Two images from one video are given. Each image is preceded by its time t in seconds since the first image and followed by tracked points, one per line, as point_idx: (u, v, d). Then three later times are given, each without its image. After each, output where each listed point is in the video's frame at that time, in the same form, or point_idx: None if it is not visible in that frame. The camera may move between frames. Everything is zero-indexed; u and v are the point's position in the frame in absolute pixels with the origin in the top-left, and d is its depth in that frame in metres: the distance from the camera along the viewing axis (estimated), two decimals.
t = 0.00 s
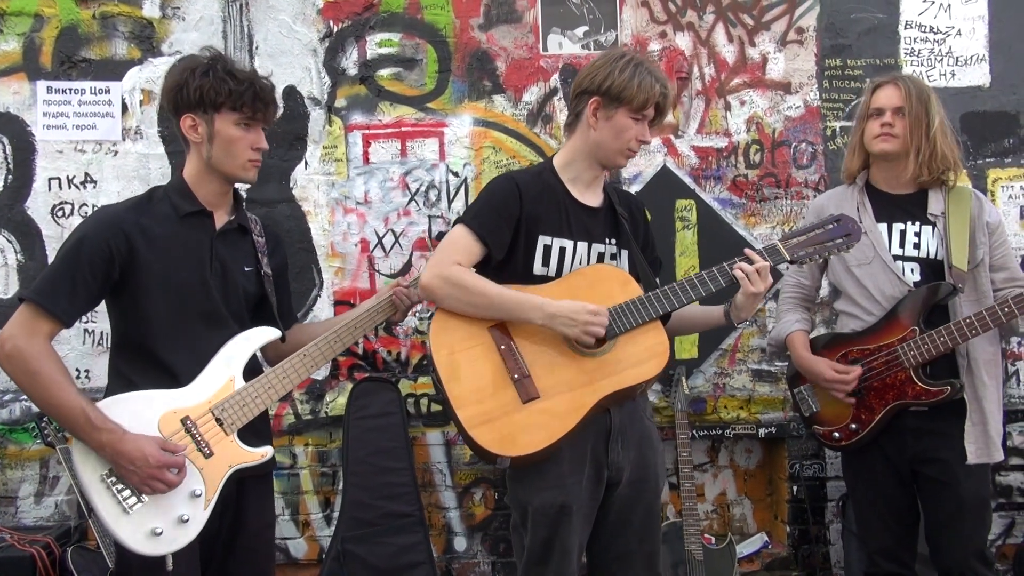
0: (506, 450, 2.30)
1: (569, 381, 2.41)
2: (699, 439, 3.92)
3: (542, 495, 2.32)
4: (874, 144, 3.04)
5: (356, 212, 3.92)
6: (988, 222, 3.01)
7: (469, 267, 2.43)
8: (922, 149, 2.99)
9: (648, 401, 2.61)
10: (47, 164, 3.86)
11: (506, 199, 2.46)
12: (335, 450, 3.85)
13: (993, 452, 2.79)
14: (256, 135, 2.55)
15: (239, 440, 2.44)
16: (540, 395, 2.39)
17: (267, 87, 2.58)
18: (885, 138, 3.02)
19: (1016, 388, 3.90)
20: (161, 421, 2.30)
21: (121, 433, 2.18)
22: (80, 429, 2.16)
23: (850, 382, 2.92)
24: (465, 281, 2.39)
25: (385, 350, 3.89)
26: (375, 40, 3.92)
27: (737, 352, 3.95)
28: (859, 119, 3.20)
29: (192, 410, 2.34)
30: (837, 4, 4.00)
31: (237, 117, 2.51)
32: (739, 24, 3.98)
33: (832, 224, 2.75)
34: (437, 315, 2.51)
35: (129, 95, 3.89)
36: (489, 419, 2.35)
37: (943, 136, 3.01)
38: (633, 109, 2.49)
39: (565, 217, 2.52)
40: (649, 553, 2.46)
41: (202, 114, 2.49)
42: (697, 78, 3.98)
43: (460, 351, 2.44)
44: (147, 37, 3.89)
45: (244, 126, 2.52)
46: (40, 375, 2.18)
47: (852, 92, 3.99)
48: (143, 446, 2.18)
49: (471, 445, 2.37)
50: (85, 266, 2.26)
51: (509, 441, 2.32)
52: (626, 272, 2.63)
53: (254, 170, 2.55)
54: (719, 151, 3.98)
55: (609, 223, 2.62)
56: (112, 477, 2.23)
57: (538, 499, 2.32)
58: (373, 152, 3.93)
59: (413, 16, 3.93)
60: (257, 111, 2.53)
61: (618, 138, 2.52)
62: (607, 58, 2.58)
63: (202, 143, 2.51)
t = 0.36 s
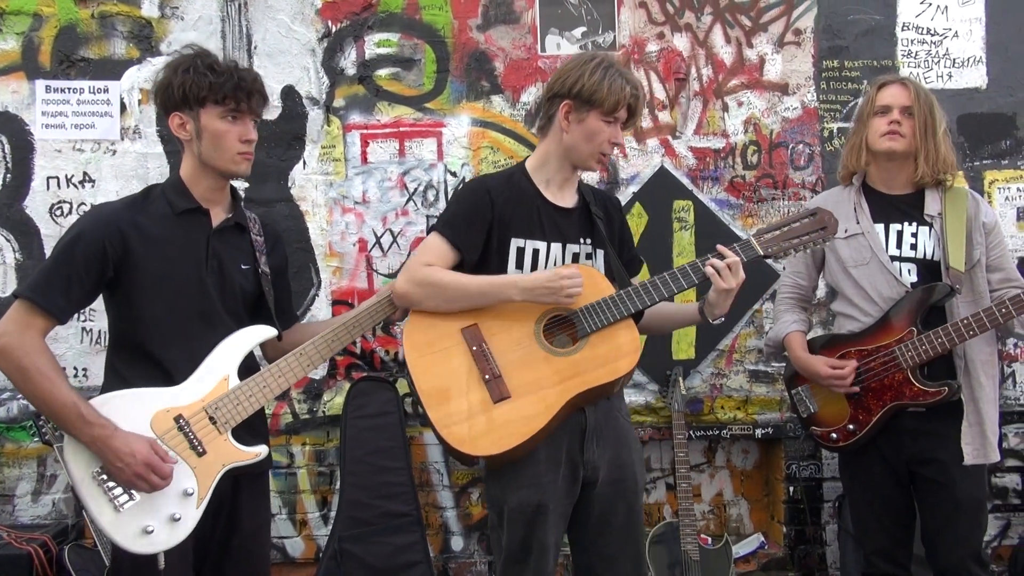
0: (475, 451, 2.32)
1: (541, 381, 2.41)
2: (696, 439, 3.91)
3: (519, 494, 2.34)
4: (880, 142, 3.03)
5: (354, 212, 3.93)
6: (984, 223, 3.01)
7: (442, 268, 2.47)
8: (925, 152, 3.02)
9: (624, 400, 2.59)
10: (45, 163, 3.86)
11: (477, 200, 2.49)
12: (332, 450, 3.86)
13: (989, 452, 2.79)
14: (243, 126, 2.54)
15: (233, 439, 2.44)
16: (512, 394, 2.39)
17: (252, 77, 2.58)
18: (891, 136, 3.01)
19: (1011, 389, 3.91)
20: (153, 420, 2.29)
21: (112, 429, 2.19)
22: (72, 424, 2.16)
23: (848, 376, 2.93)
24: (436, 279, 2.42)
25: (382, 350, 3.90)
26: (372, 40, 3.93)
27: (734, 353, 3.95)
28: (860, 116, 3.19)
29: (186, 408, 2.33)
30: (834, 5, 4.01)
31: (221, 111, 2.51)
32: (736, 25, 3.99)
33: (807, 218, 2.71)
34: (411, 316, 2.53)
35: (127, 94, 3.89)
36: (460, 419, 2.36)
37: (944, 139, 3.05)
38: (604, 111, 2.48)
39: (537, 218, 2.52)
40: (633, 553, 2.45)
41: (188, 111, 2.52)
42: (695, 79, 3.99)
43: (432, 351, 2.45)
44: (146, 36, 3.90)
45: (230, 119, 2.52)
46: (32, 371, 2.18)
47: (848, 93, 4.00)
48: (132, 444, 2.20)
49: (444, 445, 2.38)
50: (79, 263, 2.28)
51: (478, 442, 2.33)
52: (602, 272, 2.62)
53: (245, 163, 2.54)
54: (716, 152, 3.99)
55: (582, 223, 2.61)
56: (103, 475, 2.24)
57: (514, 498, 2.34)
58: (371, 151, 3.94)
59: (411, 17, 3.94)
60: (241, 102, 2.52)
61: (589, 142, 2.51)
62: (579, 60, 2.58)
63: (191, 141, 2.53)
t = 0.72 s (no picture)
0: (444, 452, 2.31)
1: (511, 384, 2.41)
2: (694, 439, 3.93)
3: (491, 495, 2.35)
4: (879, 144, 3.04)
5: (352, 212, 3.93)
6: (983, 223, 3.01)
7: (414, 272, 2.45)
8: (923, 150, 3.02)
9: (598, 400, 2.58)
10: (44, 163, 3.87)
11: (451, 205, 2.47)
12: (330, 449, 3.86)
13: (986, 452, 2.80)
14: (227, 125, 2.55)
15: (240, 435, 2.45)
16: (484, 397, 2.40)
17: (233, 75, 2.58)
18: (887, 138, 3.03)
19: (1008, 389, 3.92)
20: (159, 417, 2.30)
21: (114, 428, 2.19)
22: (72, 426, 2.17)
23: (845, 384, 2.94)
24: (405, 285, 2.41)
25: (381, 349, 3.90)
26: (371, 40, 3.94)
27: (732, 352, 3.96)
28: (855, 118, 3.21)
29: (190, 405, 2.34)
30: (831, 6, 4.02)
31: (204, 110, 2.52)
32: (734, 25, 4.00)
33: (780, 223, 2.68)
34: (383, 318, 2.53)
35: (126, 94, 3.89)
36: (429, 421, 2.36)
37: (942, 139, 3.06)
38: (576, 111, 2.49)
39: (513, 221, 2.52)
40: (614, 552, 2.44)
41: (172, 113, 2.54)
42: (693, 80, 4.00)
43: (403, 354, 2.46)
44: (144, 36, 3.90)
45: (213, 119, 2.53)
46: (32, 375, 2.20)
47: (846, 94, 4.01)
48: (136, 440, 2.19)
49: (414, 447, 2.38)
50: (74, 267, 2.28)
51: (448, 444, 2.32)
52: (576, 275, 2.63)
53: (231, 161, 2.55)
54: (714, 152, 3.99)
55: (558, 224, 2.62)
56: (111, 475, 2.24)
57: (486, 499, 2.35)
58: (369, 152, 3.94)
59: (410, 17, 3.95)
60: (222, 101, 2.53)
61: (562, 141, 2.51)
62: (549, 63, 2.58)
63: (176, 142, 2.55)
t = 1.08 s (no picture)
0: (441, 456, 2.30)
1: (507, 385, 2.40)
2: (693, 439, 3.94)
3: (486, 498, 2.34)
4: (871, 147, 3.07)
5: (351, 212, 3.93)
6: (979, 222, 3.02)
7: (408, 281, 2.41)
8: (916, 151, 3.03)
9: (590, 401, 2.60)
10: (42, 163, 3.87)
11: (443, 208, 2.46)
12: (329, 449, 3.87)
13: (982, 450, 2.80)
14: (228, 126, 2.56)
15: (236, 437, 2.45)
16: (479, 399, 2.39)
17: (233, 76, 2.59)
18: (882, 139, 3.05)
19: (1006, 388, 3.93)
20: (156, 419, 2.30)
21: (115, 431, 2.19)
22: (74, 427, 2.17)
23: (840, 377, 2.96)
24: (399, 298, 2.37)
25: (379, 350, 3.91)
26: (369, 40, 3.94)
27: (730, 352, 3.97)
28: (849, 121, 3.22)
29: (187, 406, 2.35)
30: (829, 6, 4.02)
31: (205, 111, 2.53)
32: (732, 26, 4.01)
33: (768, 223, 2.70)
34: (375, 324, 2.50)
35: (124, 95, 3.90)
36: (426, 425, 2.35)
37: (935, 138, 3.06)
38: (568, 112, 2.48)
39: (503, 224, 2.52)
40: (610, 551, 2.44)
41: (173, 112, 2.53)
42: (691, 80, 4.00)
43: (399, 357, 2.44)
44: (143, 37, 3.90)
45: (214, 119, 2.54)
46: (33, 375, 2.19)
47: (844, 93, 4.01)
48: (138, 444, 2.20)
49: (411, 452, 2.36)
50: (74, 268, 2.28)
51: (444, 448, 2.31)
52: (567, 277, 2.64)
53: (232, 162, 2.55)
54: (712, 152, 4.00)
55: (548, 226, 2.62)
56: (108, 475, 2.24)
57: (481, 502, 2.34)
58: (367, 152, 3.95)
59: (408, 17, 3.95)
60: (224, 101, 2.54)
61: (553, 144, 2.51)
62: (542, 65, 2.58)
63: (176, 142, 2.54)
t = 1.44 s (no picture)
0: (452, 450, 2.30)
1: (519, 383, 2.40)
2: (691, 437, 3.93)
3: (498, 494, 2.33)
4: (858, 146, 3.07)
5: (347, 213, 3.93)
6: (972, 219, 3.01)
7: (415, 272, 2.43)
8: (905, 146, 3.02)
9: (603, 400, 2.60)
10: (38, 166, 3.86)
11: (450, 206, 2.47)
12: (327, 450, 3.87)
13: (978, 447, 2.80)
14: (217, 129, 2.54)
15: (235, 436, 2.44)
16: (489, 396, 2.39)
17: (222, 79, 2.58)
18: (876, 135, 3.04)
19: (1004, 385, 3.93)
20: (155, 421, 2.29)
21: (119, 435, 2.18)
22: (76, 431, 2.15)
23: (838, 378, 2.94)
24: (410, 286, 2.38)
25: (377, 350, 3.90)
26: (365, 40, 3.93)
27: (728, 350, 3.97)
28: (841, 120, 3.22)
29: (186, 407, 2.34)
30: (825, 3, 4.02)
31: (194, 115, 2.51)
32: (728, 23, 4.00)
33: (785, 220, 2.64)
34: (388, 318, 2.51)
35: (120, 96, 3.89)
36: (438, 419, 2.35)
37: (924, 132, 3.05)
38: (577, 111, 2.48)
39: (514, 219, 2.52)
40: (618, 552, 2.43)
41: (162, 118, 2.53)
42: (687, 78, 4.00)
43: (411, 352, 2.44)
44: (138, 38, 3.90)
45: (203, 123, 2.52)
46: (35, 382, 2.18)
47: (840, 91, 4.01)
48: (142, 449, 2.19)
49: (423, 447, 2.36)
50: (69, 271, 2.27)
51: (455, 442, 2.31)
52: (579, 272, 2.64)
53: (222, 166, 2.54)
54: (709, 151, 4.00)
55: (559, 222, 2.63)
56: (108, 478, 2.22)
57: (492, 498, 2.34)
58: (364, 152, 3.94)
59: (404, 17, 3.94)
60: (212, 105, 2.52)
61: (562, 141, 2.50)
62: (548, 63, 2.58)
63: (167, 146, 2.54)
